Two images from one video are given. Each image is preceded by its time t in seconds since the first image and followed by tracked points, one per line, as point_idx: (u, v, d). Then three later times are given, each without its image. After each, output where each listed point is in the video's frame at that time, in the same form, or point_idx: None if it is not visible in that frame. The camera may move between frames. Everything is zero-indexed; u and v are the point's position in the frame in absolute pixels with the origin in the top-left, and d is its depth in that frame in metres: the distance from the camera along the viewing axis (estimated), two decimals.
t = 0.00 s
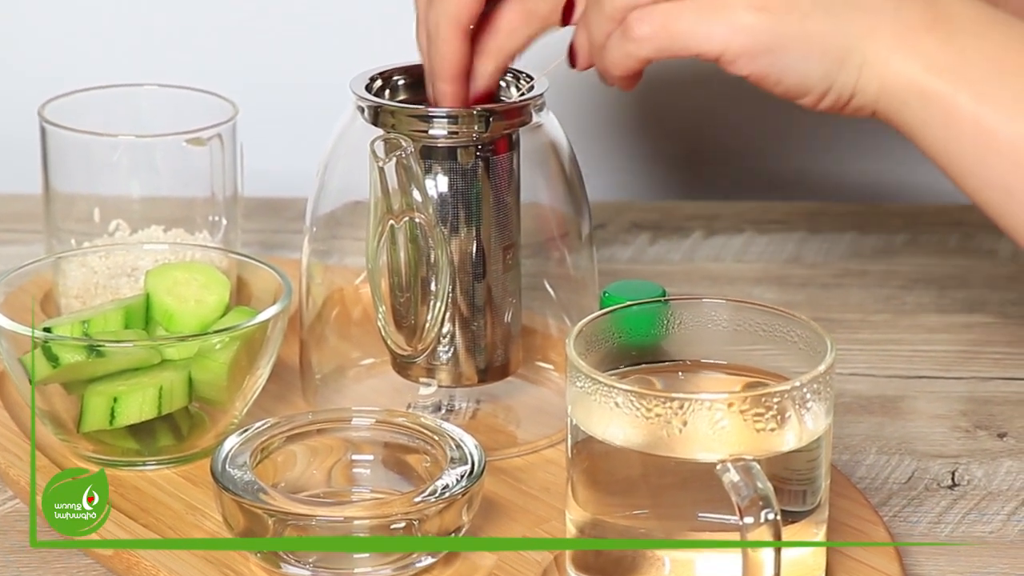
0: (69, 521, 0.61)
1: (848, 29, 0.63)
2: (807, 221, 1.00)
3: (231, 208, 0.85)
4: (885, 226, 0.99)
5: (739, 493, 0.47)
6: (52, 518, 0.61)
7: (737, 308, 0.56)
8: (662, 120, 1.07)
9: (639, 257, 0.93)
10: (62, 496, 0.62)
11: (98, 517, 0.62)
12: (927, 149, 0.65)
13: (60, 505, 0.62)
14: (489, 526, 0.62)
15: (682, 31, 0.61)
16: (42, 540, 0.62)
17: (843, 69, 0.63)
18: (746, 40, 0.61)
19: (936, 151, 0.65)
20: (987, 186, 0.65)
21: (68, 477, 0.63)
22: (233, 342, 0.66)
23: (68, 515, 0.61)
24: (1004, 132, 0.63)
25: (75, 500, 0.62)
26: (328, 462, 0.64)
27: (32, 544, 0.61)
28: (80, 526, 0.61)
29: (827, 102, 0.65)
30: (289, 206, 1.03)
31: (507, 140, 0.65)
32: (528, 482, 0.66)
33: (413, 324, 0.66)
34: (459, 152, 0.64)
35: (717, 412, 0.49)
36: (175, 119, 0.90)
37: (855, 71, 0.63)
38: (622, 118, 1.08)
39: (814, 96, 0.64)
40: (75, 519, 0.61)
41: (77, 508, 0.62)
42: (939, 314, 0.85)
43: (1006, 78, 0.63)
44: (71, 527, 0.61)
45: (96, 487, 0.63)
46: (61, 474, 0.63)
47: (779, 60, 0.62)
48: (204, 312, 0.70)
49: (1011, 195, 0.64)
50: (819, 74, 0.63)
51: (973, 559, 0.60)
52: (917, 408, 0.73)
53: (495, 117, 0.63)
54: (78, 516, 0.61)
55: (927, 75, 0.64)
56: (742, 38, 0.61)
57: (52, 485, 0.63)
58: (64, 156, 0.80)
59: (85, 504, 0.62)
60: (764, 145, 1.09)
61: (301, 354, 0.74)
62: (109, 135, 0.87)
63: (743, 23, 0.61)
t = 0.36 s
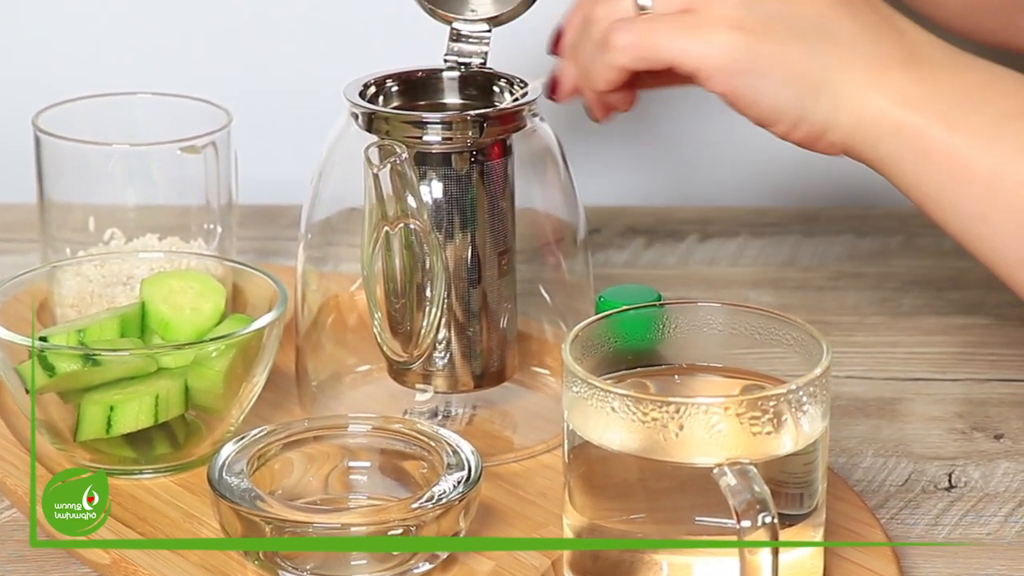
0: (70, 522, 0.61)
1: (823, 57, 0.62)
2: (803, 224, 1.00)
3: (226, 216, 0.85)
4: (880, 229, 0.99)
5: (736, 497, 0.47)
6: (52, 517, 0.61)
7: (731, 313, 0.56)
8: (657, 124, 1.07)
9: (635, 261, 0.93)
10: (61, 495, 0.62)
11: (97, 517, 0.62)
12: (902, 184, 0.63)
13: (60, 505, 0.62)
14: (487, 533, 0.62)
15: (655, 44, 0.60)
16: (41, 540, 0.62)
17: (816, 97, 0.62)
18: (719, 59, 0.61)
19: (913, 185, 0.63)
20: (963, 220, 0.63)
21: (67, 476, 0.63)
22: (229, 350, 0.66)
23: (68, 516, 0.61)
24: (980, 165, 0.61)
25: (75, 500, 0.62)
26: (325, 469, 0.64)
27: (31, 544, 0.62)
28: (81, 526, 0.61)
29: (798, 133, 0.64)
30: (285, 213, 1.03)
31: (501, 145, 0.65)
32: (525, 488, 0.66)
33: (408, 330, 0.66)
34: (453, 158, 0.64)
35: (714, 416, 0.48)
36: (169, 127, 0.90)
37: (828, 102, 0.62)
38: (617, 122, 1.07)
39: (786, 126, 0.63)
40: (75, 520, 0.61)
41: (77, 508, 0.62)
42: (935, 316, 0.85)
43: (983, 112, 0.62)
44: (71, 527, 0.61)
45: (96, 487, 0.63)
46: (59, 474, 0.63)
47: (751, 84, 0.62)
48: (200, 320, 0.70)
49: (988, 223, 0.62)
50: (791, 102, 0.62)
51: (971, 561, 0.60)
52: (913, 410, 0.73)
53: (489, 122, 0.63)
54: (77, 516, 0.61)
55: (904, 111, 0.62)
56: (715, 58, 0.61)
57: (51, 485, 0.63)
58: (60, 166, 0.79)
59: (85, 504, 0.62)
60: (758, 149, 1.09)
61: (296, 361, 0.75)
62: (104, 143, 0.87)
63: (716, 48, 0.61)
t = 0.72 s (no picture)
0: (70, 522, 0.62)
1: (885, 142, 0.58)
2: (799, 227, 1.00)
3: (221, 223, 0.85)
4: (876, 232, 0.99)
5: (733, 499, 0.47)
6: (52, 518, 0.62)
7: (726, 316, 0.56)
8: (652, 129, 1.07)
9: (630, 266, 0.93)
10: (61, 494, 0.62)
11: (97, 517, 0.62)
12: (947, 274, 0.60)
13: (60, 505, 0.62)
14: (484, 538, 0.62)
15: (728, 83, 0.58)
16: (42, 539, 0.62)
17: (874, 177, 0.58)
18: (789, 122, 0.57)
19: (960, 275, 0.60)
20: (1006, 296, 0.60)
21: (69, 475, 0.63)
22: (225, 357, 0.66)
23: (69, 516, 0.62)
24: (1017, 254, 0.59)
25: (75, 499, 0.62)
26: (322, 476, 0.64)
27: (32, 544, 0.61)
28: (81, 526, 0.62)
29: (850, 215, 0.60)
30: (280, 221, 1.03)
31: (495, 150, 0.65)
32: (522, 493, 0.66)
33: (404, 336, 0.66)
34: (447, 164, 0.64)
35: (710, 420, 0.48)
36: (163, 135, 0.91)
37: (886, 180, 0.58)
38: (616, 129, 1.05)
39: (840, 202, 0.59)
40: (75, 519, 0.62)
41: (78, 508, 0.62)
42: (931, 319, 0.85)
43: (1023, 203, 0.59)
44: (71, 527, 0.62)
45: (97, 487, 0.63)
46: (61, 473, 0.63)
47: (816, 144, 0.57)
48: (196, 328, 0.70)
49: None
50: (848, 173, 0.58)
51: (969, 563, 0.60)
52: (909, 412, 0.73)
53: (483, 128, 0.63)
54: (78, 515, 0.62)
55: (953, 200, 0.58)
56: (786, 117, 0.57)
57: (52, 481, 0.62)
58: (53, 175, 0.79)
59: (85, 504, 0.62)
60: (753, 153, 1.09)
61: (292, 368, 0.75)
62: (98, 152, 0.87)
63: (791, 103, 0.57)
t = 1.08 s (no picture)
0: (70, 522, 0.62)
1: (841, 177, 0.64)
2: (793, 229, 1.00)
3: (216, 231, 0.85)
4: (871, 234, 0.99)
5: (731, 502, 0.47)
6: (52, 518, 0.62)
7: (722, 321, 0.56)
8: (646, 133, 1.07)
9: (625, 270, 0.93)
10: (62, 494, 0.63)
11: (96, 517, 0.63)
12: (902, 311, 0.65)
13: (60, 505, 0.62)
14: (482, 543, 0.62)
15: (699, 105, 0.64)
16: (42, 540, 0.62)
17: (827, 211, 0.64)
18: (751, 149, 0.63)
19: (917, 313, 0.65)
20: (958, 323, 0.64)
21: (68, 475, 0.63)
22: (220, 365, 0.66)
23: (68, 516, 0.62)
24: (967, 286, 0.64)
25: (75, 499, 0.63)
26: (319, 483, 0.64)
27: (32, 544, 0.61)
28: (81, 526, 0.62)
29: (806, 247, 0.65)
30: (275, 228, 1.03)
31: (481, 154, 0.65)
32: (518, 498, 0.66)
33: (388, 340, 0.66)
34: (432, 169, 0.64)
35: (707, 423, 0.48)
36: (157, 144, 0.90)
37: (843, 214, 0.64)
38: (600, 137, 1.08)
39: (797, 233, 0.65)
40: (75, 519, 0.62)
41: (78, 509, 0.63)
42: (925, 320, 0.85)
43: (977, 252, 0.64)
44: (71, 527, 0.62)
45: (97, 487, 0.63)
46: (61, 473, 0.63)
47: (778, 175, 0.63)
48: (192, 336, 0.70)
49: (987, 333, 0.64)
50: (805, 206, 0.64)
51: (967, 564, 0.60)
52: (905, 415, 0.73)
53: (466, 133, 0.63)
54: (78, 516, 0.62)
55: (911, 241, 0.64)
56: (748, 148, 0.64)
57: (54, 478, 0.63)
58: (47, 185, 0.79)
59: (85, 504, 0.63)
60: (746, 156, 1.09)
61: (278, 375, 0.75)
62: (92, 161, 0.87)
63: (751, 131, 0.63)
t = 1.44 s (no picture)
0: (70, 522, 0.62)
1: (854, 201, 0.62)
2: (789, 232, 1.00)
3: (210, 239, 0.85)
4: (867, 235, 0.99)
5: (728, 505, 0.47)
6: (52, 518, 0.62)
7: (717, 325, 0.56)
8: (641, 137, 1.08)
9: (620, 275, 0.93)
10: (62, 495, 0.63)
11: (96, 517, 0.64)
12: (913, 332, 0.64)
13: (61, 505, 0.63)
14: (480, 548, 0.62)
15: (706, 137, 0.62)
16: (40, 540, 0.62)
17: (834, 237, 0.62)
18: (764, 177, 0.61)
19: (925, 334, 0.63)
20: (969, 344, 0.63)
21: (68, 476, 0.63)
22: (218, 373, 0.66)
23: (70, 516, 0.63)
24: (978, 308, 0.63)
25: (74, 499, 0.63)
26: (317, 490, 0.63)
27: (32, 545, 0.61)
28: (81, 526, 0.63)
29: (817, 269, 0.64)
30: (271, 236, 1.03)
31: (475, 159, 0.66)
32: (516, 503, 0.66)
33: (383, 347, 0.66)
34: (426, 175, 0.64)
35: (704, 427, 0.48)
36: (152, 153, 0.91)
37: (852, 238, 0.62)
38: (590, 141, 1.11)
39: (807, 257, 0.63)
40: (76, 519, 0.63)
41: (78, 508, 0.63)
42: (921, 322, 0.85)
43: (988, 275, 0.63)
44: (71, 527, 0.62)
45: (96, 487, 0.64)
46: (61, 474, 0.63)
47: (790, 201, 0.61)
48: (188, 343, 0.70)
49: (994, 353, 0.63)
50: (815, 233, 0.62)
51: (965, 566, 0.60)
52: (901, 417, 0.73)
53: (459, 139, 0.63)
54: (78, 515, 0.63)
55: (917, 263, 0.62)
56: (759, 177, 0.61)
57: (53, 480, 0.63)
58: (42, 195, 0.80)
59: (85, 504, 0.63)
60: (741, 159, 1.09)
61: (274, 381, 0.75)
62: (87, 169, 0.87)
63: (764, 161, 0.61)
